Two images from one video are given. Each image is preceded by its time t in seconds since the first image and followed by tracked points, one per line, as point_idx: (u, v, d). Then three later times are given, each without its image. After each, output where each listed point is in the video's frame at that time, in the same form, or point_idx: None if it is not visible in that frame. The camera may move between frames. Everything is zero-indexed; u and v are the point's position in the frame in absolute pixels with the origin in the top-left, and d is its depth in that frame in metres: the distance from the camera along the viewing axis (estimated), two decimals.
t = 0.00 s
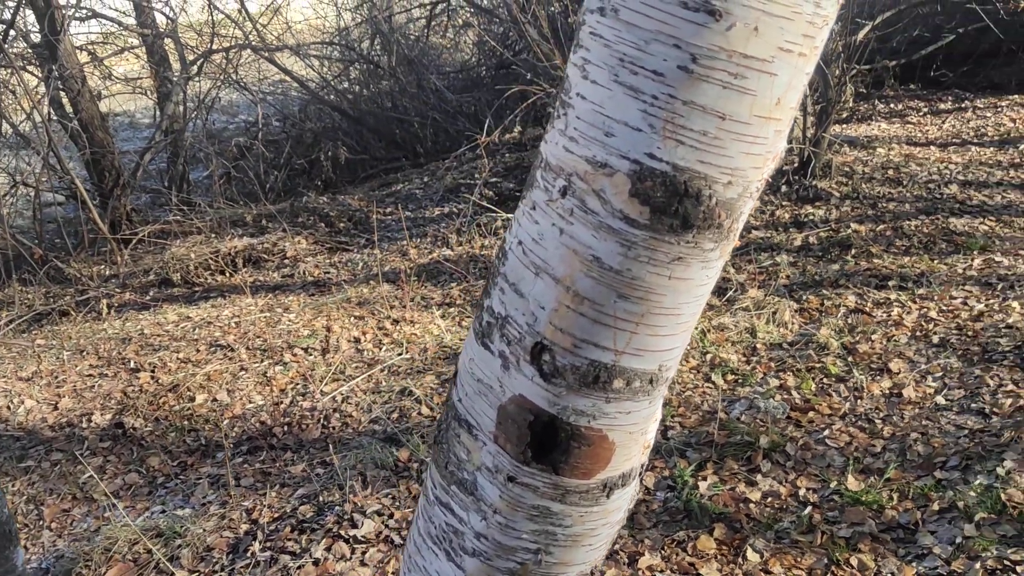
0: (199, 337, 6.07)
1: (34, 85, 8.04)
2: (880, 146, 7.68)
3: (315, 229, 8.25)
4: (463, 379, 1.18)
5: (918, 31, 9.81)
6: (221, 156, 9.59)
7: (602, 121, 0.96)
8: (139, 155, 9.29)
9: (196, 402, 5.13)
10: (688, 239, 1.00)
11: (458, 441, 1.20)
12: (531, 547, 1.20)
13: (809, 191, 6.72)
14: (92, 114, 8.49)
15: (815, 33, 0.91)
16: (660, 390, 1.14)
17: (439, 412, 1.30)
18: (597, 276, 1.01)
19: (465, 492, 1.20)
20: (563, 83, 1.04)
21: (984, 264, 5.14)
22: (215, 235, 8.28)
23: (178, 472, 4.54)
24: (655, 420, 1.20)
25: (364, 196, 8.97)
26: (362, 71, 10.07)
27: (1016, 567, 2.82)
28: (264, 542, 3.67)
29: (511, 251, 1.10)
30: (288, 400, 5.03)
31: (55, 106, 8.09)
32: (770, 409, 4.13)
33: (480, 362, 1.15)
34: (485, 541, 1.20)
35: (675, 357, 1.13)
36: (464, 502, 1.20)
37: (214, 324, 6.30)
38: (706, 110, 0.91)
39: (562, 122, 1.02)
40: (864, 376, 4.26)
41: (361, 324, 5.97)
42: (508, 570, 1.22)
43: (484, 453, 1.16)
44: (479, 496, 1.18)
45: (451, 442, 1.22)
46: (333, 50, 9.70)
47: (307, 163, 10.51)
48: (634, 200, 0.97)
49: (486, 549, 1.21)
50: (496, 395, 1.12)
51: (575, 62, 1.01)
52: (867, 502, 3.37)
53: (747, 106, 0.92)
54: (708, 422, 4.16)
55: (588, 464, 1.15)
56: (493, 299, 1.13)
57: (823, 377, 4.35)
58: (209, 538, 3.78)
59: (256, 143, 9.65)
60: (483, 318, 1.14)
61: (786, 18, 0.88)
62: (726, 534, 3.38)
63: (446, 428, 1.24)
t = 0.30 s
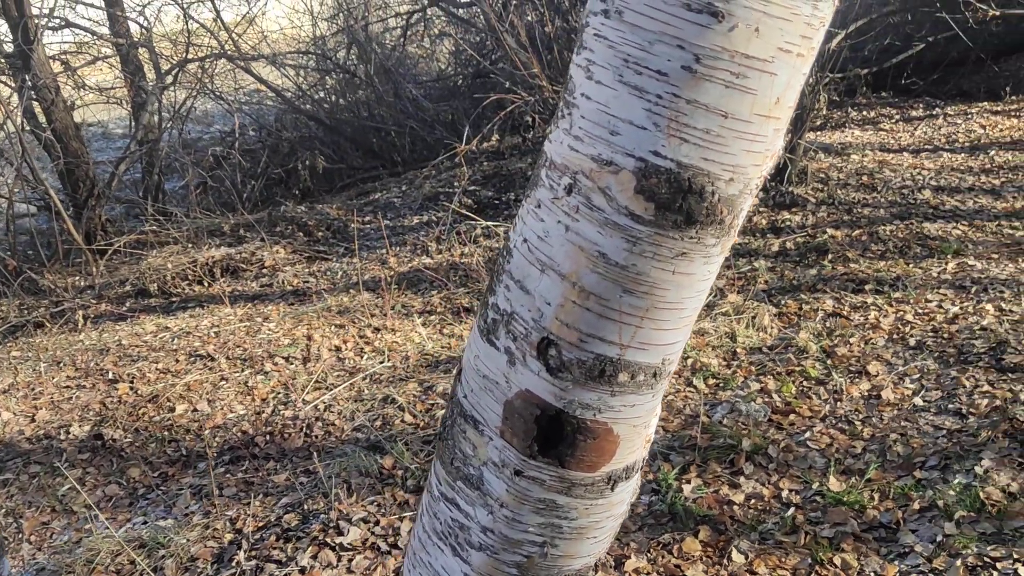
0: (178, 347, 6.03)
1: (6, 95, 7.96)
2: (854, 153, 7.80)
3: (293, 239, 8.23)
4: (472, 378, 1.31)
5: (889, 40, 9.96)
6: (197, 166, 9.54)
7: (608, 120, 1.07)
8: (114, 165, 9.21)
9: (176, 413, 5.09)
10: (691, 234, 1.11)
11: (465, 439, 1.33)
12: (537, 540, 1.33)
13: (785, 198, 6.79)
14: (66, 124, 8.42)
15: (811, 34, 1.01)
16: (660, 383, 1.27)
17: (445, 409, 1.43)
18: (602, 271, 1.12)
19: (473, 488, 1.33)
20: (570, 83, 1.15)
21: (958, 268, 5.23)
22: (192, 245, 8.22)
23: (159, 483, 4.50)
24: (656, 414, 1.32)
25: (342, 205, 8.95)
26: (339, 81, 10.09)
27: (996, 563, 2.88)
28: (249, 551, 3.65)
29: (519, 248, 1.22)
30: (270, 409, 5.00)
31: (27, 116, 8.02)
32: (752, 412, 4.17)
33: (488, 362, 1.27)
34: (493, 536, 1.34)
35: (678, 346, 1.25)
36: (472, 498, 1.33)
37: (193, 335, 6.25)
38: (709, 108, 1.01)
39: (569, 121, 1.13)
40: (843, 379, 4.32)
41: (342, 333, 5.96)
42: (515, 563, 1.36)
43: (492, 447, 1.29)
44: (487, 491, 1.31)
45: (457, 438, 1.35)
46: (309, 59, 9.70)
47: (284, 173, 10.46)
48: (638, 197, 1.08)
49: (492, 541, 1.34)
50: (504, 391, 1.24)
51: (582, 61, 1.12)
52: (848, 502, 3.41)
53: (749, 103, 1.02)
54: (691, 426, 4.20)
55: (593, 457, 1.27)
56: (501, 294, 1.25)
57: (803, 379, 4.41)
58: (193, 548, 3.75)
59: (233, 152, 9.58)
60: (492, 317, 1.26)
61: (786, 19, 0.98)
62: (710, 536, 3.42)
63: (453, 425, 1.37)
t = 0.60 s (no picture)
0: (165, 355, 6.00)
1: None
2: (837, 158, 7.89)
3: (279, 246, 8.21)
4: (484, 378, 1.44)
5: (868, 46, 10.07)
6: (181, 173, 9.50)
7: (620, 120, 1.20)
8: (97, 173, 9.16)
9: (164, 420, 5.07)
10: (700, 232, 1.25)
11: (478, 436, 1.46)
12: (549, 532, 1.46)
13: (770, 203, 6.85)
14: (48, 131, 8.37)
15: (815, 37, 1.15)
16: (668, 377, 1.40)
17: (454, 409, 1.56)
18: (614, 268, 1.25)
19: (485, 484, 1.45)
20: (583, 86, 1.28)
21: (940, 271, 5.29)
22: (177, 252, 8.19)
23: (148, 491, 4.48)
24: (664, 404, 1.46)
25: (328, 212, 8.94)
26: (324, 87, 10.12)
27: (983, 561, 2.92)
28: (241, 558, 3.64)
29: (531, 247, 1.35)
30: (259, 416, 4.99)
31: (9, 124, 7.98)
32: (740, 415, 4.21)
33: (501, 360, 1.40)
34: (505, 530, 1.46)
35: (686, 339, 1.39)
36: (485, 493, 1.46)
37: (179, 342, 6.23)
38: (719, 108, 1.15)
39: (582, 121, 1.26)
40: (829, 381, 4.37)
41: (330, 339, 5.96)
42: (526, 558, 1.48)
43: (504, 442, 1.41)
44: (500, 486, 1.44)
45: (470, 434, 1.48)
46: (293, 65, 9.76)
47: (269, 180, 10.44)
48: (649, 197, 1.21)
49: (504, 535, 1.46)
50: (516, 387, 1.37)
51: (594, 63, 1.25)
52: (837, 502, 3.45)
53: (757, 104, 1.15)
54: (680, 429, 4.23)
55: (604, 452, 1.40)
56: (515, 290, 1.38)
57: (790, 382, 4.45)
58: (184, 555, 3.74)
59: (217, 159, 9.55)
60: (506, 314, 1.39)
61: (793, 23, 1.11)
62: (701, 538, 3.45)
63: (465, 423, 1.50)
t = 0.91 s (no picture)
0: (160, 358, 6.00)
1: None
2: (830, 162, 7.93)
3: (274, 249, 8.22)
4: (495, 371, 1.46)
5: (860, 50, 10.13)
6: (175, 177, 9.49)
7: (629, 118, 1.22)
8: (91, 177, 9.15)
9: (160, 423, 5.07)
10: (708, 227, 1.27)
11: (487, 429, 1.48)
12: (557, 525, 1.48)
13: (763, 206, 6.88)
14: (42, 135, 8.36)
15: (822, 36, 1.18)
16: (676, 371, 1.43)
17: (464, 405, 1.58)
18: (624, 263, 1.27)
19: (495, 477, 1.47)
20: (591, 86, 1.31)
21: (933, 273, 5.33)
22: (171, 255, 8.18)
23: (144, 493, 4.47)
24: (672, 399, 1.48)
25: (322, 215, 8.94)
26: (318, 91, 10.13)
27: (978, 560, 2.95)
28: (239, 559, 3.64)
29: (540, 245, 1.37)
30: (255, 419, 4.99)
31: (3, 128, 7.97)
32: (736, 416, 4.23)
33: (511, 353, 1.42)
34: (515, 522, 1.48)
35: (694, 334, 1.41)
36: (494, 486, 1.48)
37: (175, 345, 6.22)
38: (728, 105, 1.17)
39: (592, 120, 1.29)
40: (824, 382, 4.39)
41: (325, 342, 5.96)
42: (535, 550, 1.50)
43: (513, 436, 1.43)
44: (509, 479, 1.46)
45: (480, 428, 1.50)
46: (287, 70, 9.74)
47: (263, 184, 10.44)
48: (659, 192, 1.23)
49: (514, 527, 1.49)
50: (526, 380, 1.39)
51: (603, 63, 1.28)
52: (833, 502, 3.47)
53: (765, 101, 1.18)
54: (677, 430, 4.25)
55: (613, 443, 1.42)
56: (524, 287, 1.40)
57: (786, 383, 4.47)
58: (182, 557, 3.74)
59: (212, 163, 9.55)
60: (515, 309, 1.41)
61: (800, 21, 1.14)
62: (699, 538, 3.46)
63: (474, 417, 1.52)
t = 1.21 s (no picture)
0: (148, 365, 5.97)
1: None
2: (817, 167, 7.99)
3: (263, 255, 8.20)
4: (498, 370, 1.47)
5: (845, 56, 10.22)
6: (163, 184, 9.46)
7: (633, 118, 1.24)
8: (77, 184, 9.10)
9: (149, 430, 5.05)
10: (710, 226, 1.29)
11: (492, 427, 1.49)
12: (561, 522, 1.49)
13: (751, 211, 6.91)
14: (28, 141, 8.31)
15: (821, 39, 1.21)
16: (678, 368, 1.44)
17: (466, 404, 1.60)
18: (627, 261, 1.29)
19: (500, 475, 1.48)
20: (594, 88, 1.33)
21: (920, 277, 5.37)
22: (159, 262, 8.14)
23: (134, 500, 4.45)
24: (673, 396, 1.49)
25: (311, 221, 8.93)
26: (305, 98, 10.11)
27: (968, 560, 2.97)
28: (231, 565, 3.63)
29: (544, 244, 1.38)
30: (245, 425, 4.98)
31: None
32: (727, 419, 4.25)
33: (515, 352, 1.43)
34: (520, 519, 1.49)
35: (695, 331, 1.43)
36: (498, 484, 1.49)
37: (164, 352, 6.20)
38: (730, 106, 1.19)
39: (595, 121, 1.31)
40: (814, 386, 4.42)
41: (316, 348, 5.95)
42: (540, 547, 1.51)
43: (517, 433, 1.45)
44: (514, 476, 1.47)
45: (484, 426, 1.52)
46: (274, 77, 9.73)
47: (251, 190, 10.42)
48: (662, 191, 1.25)
49: (518, 524, 1.50)
50: (530, 378, 1.41)
51: (606, 65, 1.30)
52: (824, 505, 3.49)
53: (766, 101, 1.20)
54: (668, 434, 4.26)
55: (616, 440, 1.44)
56: (528, 286, 1.41)
57: (775, 387, 4.49)
58: (173, 564, 3.73)
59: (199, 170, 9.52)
60: (519, 308, 1.43)
61: (800, 24, 1.17)
62: (691, 541, 3.47)
63: (478, 416, 1.53)
